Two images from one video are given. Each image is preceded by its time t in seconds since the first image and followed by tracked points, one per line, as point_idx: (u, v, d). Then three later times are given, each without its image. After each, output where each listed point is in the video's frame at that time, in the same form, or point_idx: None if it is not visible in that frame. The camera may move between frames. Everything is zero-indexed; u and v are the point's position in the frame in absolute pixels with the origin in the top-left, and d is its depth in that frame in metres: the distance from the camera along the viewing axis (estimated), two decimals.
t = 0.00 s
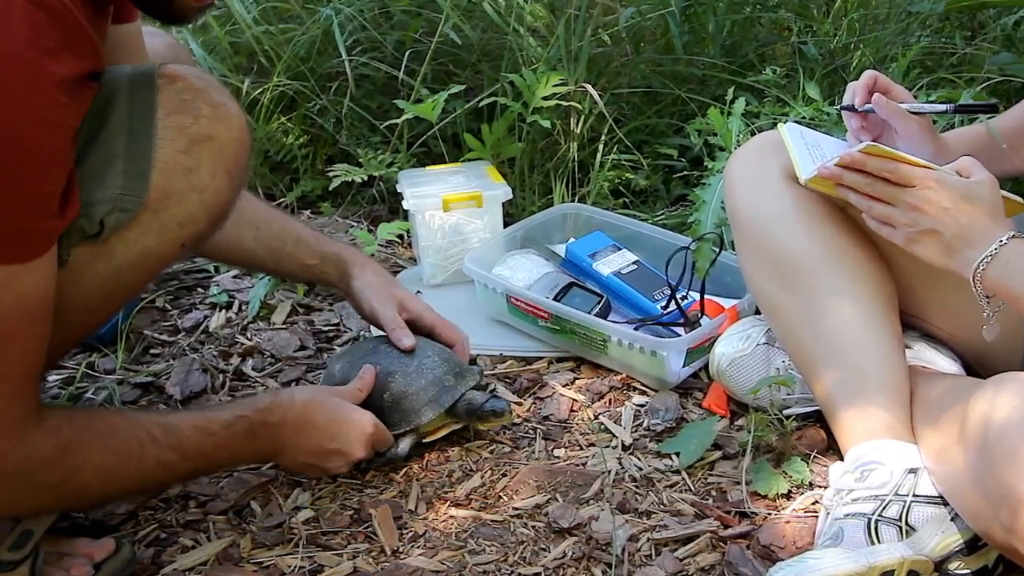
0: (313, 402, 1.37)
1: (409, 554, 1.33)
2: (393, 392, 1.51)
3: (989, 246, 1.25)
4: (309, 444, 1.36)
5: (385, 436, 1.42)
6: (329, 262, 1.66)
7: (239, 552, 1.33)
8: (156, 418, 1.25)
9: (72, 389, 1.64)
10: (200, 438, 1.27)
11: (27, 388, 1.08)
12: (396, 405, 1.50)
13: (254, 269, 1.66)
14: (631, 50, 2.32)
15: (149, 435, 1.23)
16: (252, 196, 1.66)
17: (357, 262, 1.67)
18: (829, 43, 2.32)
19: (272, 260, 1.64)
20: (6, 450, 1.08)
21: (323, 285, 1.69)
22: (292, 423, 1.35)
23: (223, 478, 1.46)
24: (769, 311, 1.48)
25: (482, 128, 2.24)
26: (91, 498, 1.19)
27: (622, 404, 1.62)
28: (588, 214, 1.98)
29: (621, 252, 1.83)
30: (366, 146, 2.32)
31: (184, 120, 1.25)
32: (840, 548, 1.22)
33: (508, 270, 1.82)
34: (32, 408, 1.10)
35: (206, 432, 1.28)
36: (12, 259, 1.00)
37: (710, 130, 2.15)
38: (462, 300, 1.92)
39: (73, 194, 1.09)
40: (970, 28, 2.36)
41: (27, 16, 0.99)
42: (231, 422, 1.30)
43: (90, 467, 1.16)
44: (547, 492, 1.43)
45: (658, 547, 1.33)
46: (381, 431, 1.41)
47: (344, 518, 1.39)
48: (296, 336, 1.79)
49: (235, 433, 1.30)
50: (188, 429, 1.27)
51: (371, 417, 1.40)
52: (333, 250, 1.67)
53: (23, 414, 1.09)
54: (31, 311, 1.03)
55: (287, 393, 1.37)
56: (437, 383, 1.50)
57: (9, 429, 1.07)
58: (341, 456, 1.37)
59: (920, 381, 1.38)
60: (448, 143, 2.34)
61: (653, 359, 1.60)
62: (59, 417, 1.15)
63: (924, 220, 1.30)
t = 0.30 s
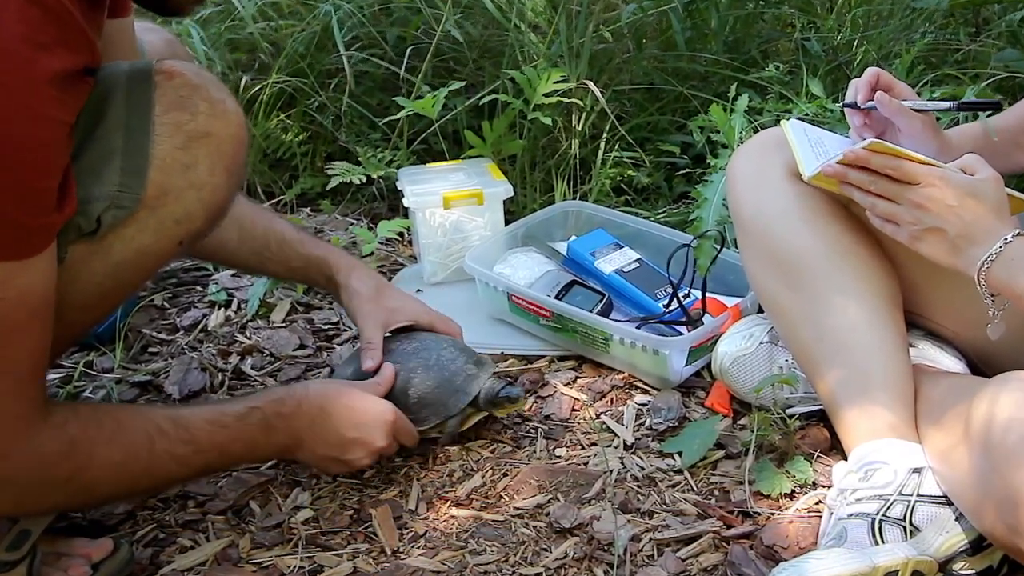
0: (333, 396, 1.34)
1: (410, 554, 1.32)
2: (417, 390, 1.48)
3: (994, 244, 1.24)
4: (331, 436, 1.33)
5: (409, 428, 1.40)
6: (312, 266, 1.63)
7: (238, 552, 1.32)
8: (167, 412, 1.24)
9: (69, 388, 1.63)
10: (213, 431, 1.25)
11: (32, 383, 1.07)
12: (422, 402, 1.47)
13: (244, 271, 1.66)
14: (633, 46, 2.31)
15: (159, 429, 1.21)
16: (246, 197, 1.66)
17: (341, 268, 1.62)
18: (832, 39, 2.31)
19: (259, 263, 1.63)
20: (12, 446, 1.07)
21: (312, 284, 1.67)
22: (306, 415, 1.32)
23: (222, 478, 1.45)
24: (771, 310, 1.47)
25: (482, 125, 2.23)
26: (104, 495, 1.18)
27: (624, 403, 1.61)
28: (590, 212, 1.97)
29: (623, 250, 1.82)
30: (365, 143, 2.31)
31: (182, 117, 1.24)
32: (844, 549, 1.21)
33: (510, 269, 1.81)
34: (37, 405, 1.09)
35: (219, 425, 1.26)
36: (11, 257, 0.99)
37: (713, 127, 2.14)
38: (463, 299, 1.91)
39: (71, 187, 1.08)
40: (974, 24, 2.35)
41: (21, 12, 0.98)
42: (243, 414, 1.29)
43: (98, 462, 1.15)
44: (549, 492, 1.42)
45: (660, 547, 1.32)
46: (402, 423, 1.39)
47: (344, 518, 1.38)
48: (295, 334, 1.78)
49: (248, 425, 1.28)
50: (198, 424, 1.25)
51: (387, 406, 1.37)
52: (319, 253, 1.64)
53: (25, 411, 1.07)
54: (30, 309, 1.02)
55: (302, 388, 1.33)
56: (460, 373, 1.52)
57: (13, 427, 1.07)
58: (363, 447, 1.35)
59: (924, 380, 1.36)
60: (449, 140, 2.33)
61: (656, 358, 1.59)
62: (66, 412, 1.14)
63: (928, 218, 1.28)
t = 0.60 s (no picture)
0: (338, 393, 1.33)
1: (410, 554, 1.30)
2: (450, 404, 1.47)
3: (999, 242, 1.23)
4: (331, 436, 1.31)
5: (413, 430, 1.39)
6: (305, 273, 1.57)
7: (237, 552, 1.31)
8: (164, 409, 1.22)
9: (68, 387, 1.62)
10: (209, 431, 1.24)
11: (23, 383, 1.05)
12: (456, 415, 1.47)
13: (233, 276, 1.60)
14: (635, 43, 2.29)
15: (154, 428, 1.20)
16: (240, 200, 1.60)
17: (339, 276, 1.57)
18: (835, 35, 2.32)
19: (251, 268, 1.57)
20: None
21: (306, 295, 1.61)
22: (306, 418, 1.30)
23: (222, 477, 1.44)
24: (774, 308, 1.45)
25: (483, 121, 2.22)
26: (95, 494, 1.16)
27: (626, 402, 1.59)
28: (591, 209, 1.96)
29: (625, 248, 1.81)
30: (366, 140, 2.30)
31: (177, 114, 1.23)
32: (847, 549, 1.20)
33: (511, 266, 1.79)
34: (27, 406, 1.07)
35: (216, 424, 1.25)
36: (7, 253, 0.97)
37: (715, 124, 2.13)
38: (464, 296, 1.90)
39: (66, 185, 1.07)
40: (978, 21, 2.31)
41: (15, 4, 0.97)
42: (241, 414, 1.27)
43: (90, 460, 1.13)
44: (550, 492, 1.41)
45: (662, 548, 1.31)
46: (407, 425, 1.38)
47: (344, 518, 1.37)
48: (294, 333, 1.77)
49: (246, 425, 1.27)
50: (195, 422, 1.23)
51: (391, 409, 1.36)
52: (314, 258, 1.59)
53: (14, 412, 1.05)
54: (28, 305, 1.01)
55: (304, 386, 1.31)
56: (490, 385, 1.51)
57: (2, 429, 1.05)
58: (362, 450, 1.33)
59: (929, 379, 1.35)
60: (450, 137, 2.31)
61: (658, 357, 1.58)
62: (58, 411, 1.12)
63: (933, 216, 1.27)
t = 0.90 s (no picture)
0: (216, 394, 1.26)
1: (410, 555, 1.29)
2: (449, 410, 1.46)
3: (1004, 239, 1.21)
4: (206, 436, 1.26)
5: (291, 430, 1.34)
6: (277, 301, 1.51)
7: (236, 552, 1.30)
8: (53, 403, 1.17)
9: (65, 386, 1.61)
10: (95, 428, 1.19)
11: None
12: (454, 422, 1.45)
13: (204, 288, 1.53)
14: (637, 39, 2.28)
15: (46, 424, 1.16)
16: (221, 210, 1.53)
17: (309, 308, 1.52)
18: (839, 32, 2.29)
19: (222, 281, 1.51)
20: None
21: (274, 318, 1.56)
22: (188, 412, 1.25)
23: (220, 477, 1.43)
24: (777, 306, 1.44)
25: (484, 118, 2.20)
26: None
27: (628, 401, 1.58)
28: (593, 207, 1.95)
29: (627, 246, 1.80)
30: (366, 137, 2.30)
31: (157, 101, 1.17)
32: (850, 549, 1.19)
33: (512, 265, 1.78)
34: None
35: (103, 420, 1.20)
36: None
37: (718, 121, 2.12)
38: (465, 295, 1.89)
39: (30, 168, 1.10)
40: (983, 16, 2.34)
41: None
42: (127, 409, 1.21)
43: None
44: (552, 492, 1.40)
45: (665, 548, 1.30)
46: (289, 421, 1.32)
47: (343, 518, 1.36)
48: (294, 331, 1.77)
49: (130, 422, 1.21)
50: (85, 417, 1.19)
51: (276, 409, 1.31)
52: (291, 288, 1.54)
53: None
54: None
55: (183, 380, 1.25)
56: (493, 395, 1.49)
57: None
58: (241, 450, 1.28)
59: (933, 378, 1.34)
60: (451, 134, 2.30)
61: (660, 356, 1.57)
62: None
63: (937, 213, 1.26)
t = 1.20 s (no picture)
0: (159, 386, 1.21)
1: (411, 555, 1.28)
2: (449, 408, 1.46)
3: (1009, 237, 1.20)
4: (150, 432, 1.21)
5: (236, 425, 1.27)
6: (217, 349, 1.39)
7: (235, 553, 1.29)
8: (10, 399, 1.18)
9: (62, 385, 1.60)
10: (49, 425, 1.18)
11: None
12: (455, 420, 1.45)
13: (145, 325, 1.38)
14: (640, 35, 2.27)
15: None
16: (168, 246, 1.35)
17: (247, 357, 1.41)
18: (843, 28, 2.30)
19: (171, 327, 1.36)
20: None
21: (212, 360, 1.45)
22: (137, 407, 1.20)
23: (219, 477, 1.42)
24: (781, 305, 1.43)
25: (485, 115, 2.19)
26: None
27: (630, 400, 1.57)
28: (594, 204, 1.94)
29: (629, 244, 1.79)
30: (366, 135, 2.29)
31: (149, 93, 1.16)
32: (853, 549, 1.18)
33: (514, 263, 1.77)
34: None
35: (54, 416, 1.19)
36: None
37: (721, 118, 2.10)
38: (466, 293, 1.88)
39: (15, 158, 1.11)
40: (987, 13, 2.34)
41: None
42: (74, 408, 1.19)
43: None
44: (553, 492, 1.39)
45: (667, 548, 1.29)
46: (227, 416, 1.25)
47: (343, 518, 1.35)
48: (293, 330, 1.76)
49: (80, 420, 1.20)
50: (36, 412, 1.18)
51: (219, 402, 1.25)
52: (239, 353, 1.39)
53: None
54: None
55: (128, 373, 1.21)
56: (493, 395, 1.48)
57: None
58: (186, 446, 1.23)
59: (938, 377, 1.33)
60: (451, 131, 2.30)
61: (663, 355, 1.55)
62: None
63: (942, 211, 1.25)
